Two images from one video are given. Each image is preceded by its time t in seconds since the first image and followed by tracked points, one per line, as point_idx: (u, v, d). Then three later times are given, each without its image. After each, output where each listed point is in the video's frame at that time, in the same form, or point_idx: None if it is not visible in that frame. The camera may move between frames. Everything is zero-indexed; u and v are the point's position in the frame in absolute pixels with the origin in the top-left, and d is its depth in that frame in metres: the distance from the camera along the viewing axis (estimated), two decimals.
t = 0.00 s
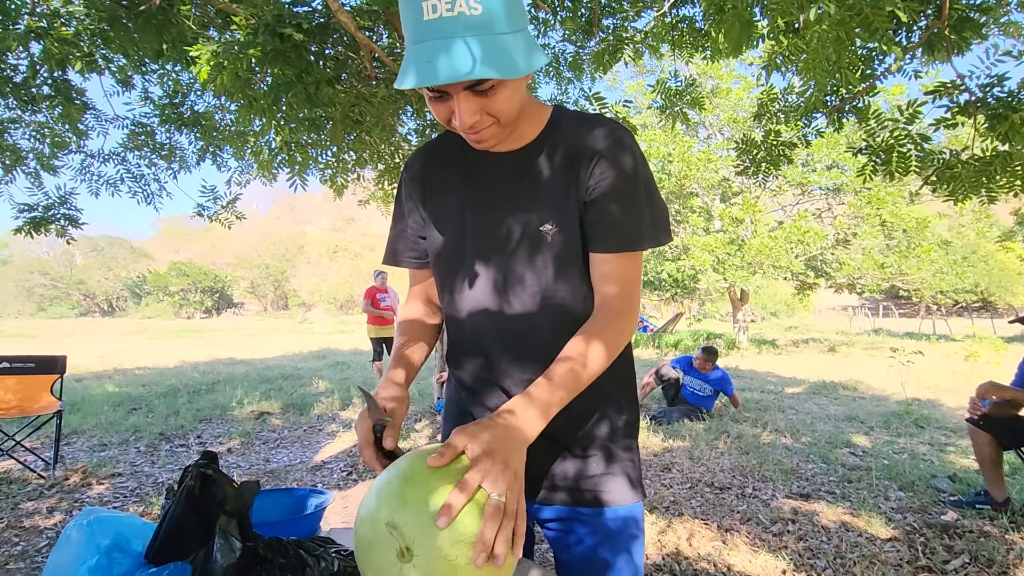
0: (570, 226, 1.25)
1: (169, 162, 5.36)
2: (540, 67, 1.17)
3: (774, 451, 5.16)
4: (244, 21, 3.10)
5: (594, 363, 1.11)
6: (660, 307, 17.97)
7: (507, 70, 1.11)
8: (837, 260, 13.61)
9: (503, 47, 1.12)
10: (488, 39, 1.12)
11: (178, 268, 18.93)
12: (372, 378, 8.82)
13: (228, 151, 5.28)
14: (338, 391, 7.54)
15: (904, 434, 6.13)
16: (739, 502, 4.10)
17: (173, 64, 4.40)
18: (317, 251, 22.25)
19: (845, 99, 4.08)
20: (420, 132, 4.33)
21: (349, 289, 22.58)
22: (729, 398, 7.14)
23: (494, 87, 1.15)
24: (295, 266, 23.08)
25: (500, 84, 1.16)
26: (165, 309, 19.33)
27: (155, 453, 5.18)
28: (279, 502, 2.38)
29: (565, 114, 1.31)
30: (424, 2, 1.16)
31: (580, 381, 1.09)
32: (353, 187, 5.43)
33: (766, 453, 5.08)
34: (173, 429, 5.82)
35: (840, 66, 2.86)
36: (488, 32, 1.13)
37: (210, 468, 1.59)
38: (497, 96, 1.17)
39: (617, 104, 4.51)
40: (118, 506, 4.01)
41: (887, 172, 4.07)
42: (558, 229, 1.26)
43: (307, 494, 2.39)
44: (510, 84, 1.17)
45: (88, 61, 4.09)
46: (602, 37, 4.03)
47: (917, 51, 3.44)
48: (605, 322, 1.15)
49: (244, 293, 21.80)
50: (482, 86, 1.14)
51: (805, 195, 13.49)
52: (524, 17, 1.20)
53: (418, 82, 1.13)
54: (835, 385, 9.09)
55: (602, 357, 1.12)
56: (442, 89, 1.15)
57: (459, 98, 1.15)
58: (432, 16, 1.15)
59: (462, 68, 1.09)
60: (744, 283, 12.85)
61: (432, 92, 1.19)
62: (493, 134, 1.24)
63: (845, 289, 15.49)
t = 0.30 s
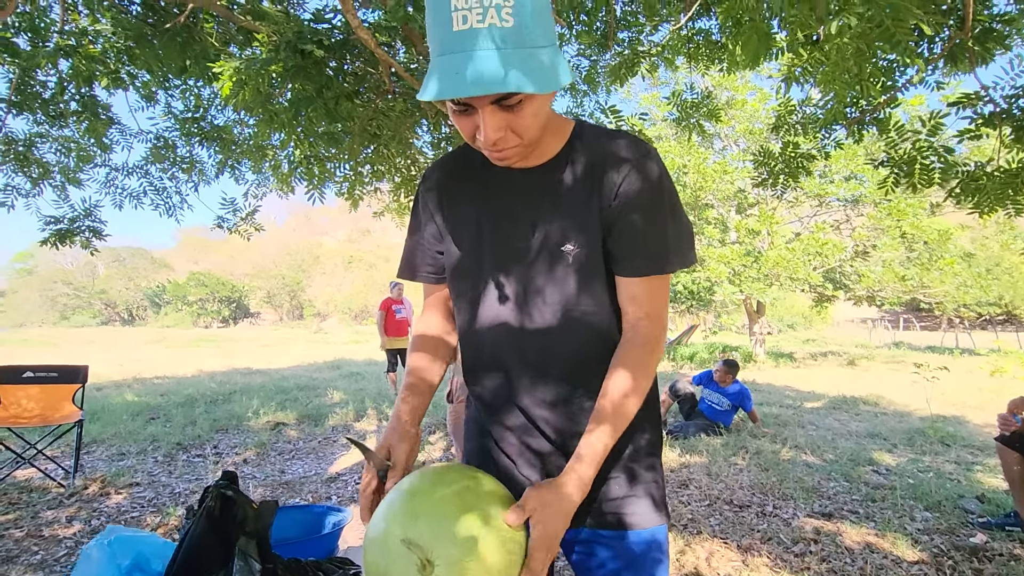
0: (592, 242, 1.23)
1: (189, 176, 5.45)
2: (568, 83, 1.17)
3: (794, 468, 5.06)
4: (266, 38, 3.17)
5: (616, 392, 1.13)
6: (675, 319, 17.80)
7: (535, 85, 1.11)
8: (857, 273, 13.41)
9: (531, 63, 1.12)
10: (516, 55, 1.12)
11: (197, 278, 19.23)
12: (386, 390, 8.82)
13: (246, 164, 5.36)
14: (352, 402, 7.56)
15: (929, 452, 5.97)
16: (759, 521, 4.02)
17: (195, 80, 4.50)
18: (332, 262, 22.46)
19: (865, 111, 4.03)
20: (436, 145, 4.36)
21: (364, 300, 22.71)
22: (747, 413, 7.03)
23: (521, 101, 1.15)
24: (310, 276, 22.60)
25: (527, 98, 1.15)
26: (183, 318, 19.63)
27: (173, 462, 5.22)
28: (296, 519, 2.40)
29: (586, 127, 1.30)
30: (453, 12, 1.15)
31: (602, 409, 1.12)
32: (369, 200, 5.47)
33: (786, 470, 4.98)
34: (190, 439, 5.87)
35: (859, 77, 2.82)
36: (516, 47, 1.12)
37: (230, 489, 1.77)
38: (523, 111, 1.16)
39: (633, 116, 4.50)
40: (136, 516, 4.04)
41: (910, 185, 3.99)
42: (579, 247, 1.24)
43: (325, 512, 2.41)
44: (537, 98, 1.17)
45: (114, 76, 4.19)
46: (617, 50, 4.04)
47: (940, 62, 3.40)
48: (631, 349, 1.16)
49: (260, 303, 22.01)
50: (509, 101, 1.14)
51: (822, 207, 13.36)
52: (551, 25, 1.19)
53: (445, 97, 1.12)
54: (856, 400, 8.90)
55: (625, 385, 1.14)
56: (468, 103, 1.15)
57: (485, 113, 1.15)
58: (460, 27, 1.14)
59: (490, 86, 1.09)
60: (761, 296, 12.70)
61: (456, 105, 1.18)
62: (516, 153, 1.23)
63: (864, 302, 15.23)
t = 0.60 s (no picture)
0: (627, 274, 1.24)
1: (210, 194, 5.55)
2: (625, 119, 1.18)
3: (815, 491, 4.96)
4: (290, 62, 3.24)
5: (646, 427, 1.15)
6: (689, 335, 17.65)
7: (595, 118, 1.13)
8: (874, 290, 13.25)
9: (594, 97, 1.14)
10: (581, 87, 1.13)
11: (213, 292, 19.49)
12: (399, 405, 8.82)
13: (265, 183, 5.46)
14: (366, 418, 7.57)
15: (954, 474, 5.83)
16: (780, 545, 3.94)
17: (217, 101, 4.61)
18: (346, 277, 22.64)
19: (883, 129, 4.02)
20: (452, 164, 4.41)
21: (376, 314, 22.82)
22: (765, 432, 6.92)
23: (578, 132, 1.16)
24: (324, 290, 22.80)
25: (583, 130, 1.17)
26: (199, 332, 19.86)
27: (189, 478, 5.25)
28: (323, 547, 2.78)
29: (623, 158, 1.30)
30: (521, 36, 1.16)
31: (632, 442, 1.14)
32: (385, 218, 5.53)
33: (806, 492, 4.89)
34: (206, 455, 5.90)
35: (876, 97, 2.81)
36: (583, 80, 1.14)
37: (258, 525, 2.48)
38: (577, 143, 1.17)
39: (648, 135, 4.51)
40: (153, 533, 4.06)
41: (930, 204, 3.95)
42: (614, 278, 1.24)
43: (350, 539, 2.78)
44: (591, 131, 1.18)
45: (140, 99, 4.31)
46: (632, 70, 4.06)
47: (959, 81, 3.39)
48: (664, 387, 1.18)
49: (274, 317, 22.18)
50: (566, 132, 1.15)
51: (838, 223, 13.26)
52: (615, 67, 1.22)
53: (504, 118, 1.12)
54: (875, 420, 8.73)
55: (653, 421, 1.16)
56: (524, 129, 1.15)
57: (540, 141, 1.15)
58: (527, 51, 1.15)
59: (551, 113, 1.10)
60: (777, 312, 12.58)
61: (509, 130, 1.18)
62: (560, 187, 1.24)
63: (882, 318, 15.00)
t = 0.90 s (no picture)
0: (651, 274, 1.22)
1: (222, 205, 5.61)
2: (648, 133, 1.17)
3: (831, 502, 4.88)
4: (303, 76, 3.28)
5: (668, 429, 1.13)
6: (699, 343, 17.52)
7: (617, 133, 1.11)
8: (887, 297, 13.10)
9: (618, 109, 1.13)
10: (604, 98, 1.13)
11: (224, 302, 19.66)
12: (409, 415, 8.81)
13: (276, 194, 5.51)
14: (376, 428, 7.57)
15: (973, 485, 5.72)
16: (797, 558, 3.88)
17: (231, 115, 4.68)
18: (355, 285, 22.73)
19: (896, 136, 3.98)
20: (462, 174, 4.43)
21: (385, 323, 22.87)
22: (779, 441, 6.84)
23: (598, 147, 1.16)
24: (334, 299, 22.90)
25: (604, 144, 1.16)
26: (210, 341, 20.01)
27: (201, 488, 5.27)
28: (340, 559, 2.80)
29: (645, 164, 1.31)
30: (544, 44, 1.16)
31: (650, 440, 1.13)
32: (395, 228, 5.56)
33: (823, 504, 4.81)
34: (218, 465, 5.92)
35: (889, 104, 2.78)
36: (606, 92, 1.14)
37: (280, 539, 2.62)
38: (596, 158, 1.17)
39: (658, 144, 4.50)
40: (166, 543, 4.07)
41: (945, 210, 3.90)
42: (635, 278, 1.23)
43: (365, 551, 2.81)
44: (611, 146, 1.17)
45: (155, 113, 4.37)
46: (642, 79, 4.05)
47: (974, 87, 3.37)
48: (688, 391, 1.16)
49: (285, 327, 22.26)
50: (586, 146, 1.15)
51: (849, 230, 13.15)
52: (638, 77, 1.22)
53: (525, 131, 1.11)
54: (891, 429, 8.60)
55: (675, 424, 1.14)
56: (543, 142, 1.15)
57: (559, 155, 1.15)
58: (550, 60, 1.15)
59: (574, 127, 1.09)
60: (788, 320, 12.46)
61: (527, 143, 1.18)
62: (579, 201, 1.23)
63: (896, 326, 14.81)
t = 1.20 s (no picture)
0: (657, 263, 1.22)
1: (231, 208, 5.65)
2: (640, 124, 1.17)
3: (841, 501, 4.85)
4: (309, 78, 3.30)
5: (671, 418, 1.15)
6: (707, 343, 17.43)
7: (608, 124, 1.12)
8: (897, 295, 12.99)
9: (608, 99, 1.14)
10: (595, 88, 1.13)
11: (233, 304, 19.83)
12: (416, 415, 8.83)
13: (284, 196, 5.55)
14: (384, 428, 7.60)
15: (986, 484, 5.65)
16: (807, 558, 3.85)
17: (238, 118, 4.72)
18: (362, 287, 22.80)
19: (904, 131, 3.94)
20: (467, 174, 4.44)
21: (393, 325, 22.92)
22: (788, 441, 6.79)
23: (590, 140, 1.16)
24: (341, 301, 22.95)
25: (595, 137, 1.17)
26: (219, 344, 20.16)
27: (211, 489, 5.30)
28: (347, 555, 2.78)
29: (649, 155, 1.31)
30: (528, 39, 1.17)
31: (659, 434, 1.13)
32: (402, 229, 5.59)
33: (832, 503, 4.77)
34: (228, 465, 5.96)
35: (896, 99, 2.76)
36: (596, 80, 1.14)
37: (286, 531, 2.62)
38: (588, 152, 1.17)
39: (663, 142, 4.48)
40: (176, 543, 4.10)
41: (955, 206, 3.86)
42: (641, 267, 1.23)
43: (373, 548, 2.79)
44: (602, 139, 1.18)
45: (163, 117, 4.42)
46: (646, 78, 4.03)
47: (983, 81, 3.34)
48: (700, 389, 1.17)
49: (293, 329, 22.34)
50: (577, 139, 1.15)
51: (858, 227, 13.05)
52: (629, 63, 1.23)
53: (516, 126, 1.12)
54: (902, 429, 8.51)
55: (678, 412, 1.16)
56: (533, 138, 1.16)
57: (549, 150, 1.15)
58: (534, 52, 1.16)
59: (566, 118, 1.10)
60: (796, 319, 12.38)
61: (516, 140, 1.18)
62: (576, 195, 1.23)
63: (906, 325, 14.67)
